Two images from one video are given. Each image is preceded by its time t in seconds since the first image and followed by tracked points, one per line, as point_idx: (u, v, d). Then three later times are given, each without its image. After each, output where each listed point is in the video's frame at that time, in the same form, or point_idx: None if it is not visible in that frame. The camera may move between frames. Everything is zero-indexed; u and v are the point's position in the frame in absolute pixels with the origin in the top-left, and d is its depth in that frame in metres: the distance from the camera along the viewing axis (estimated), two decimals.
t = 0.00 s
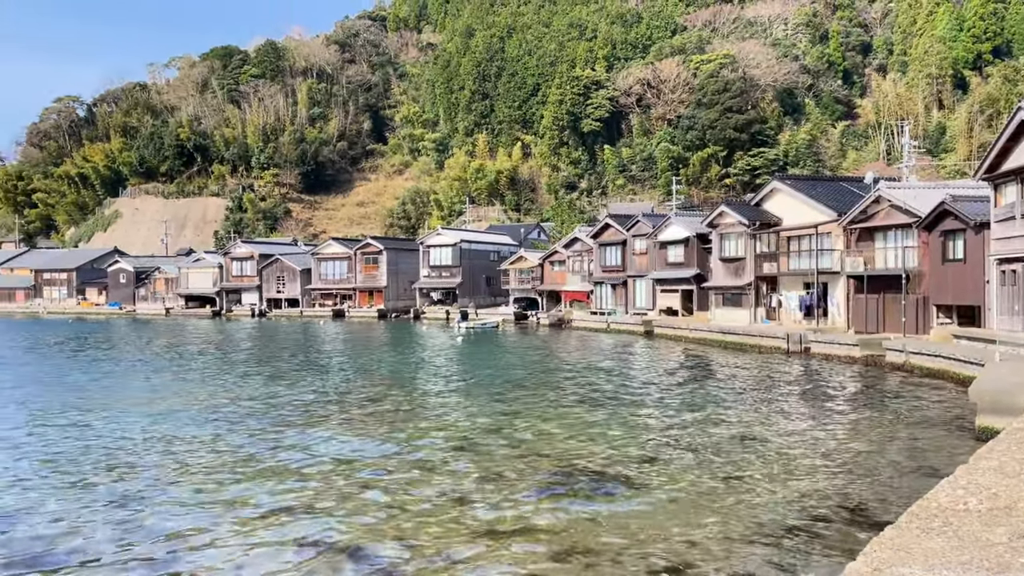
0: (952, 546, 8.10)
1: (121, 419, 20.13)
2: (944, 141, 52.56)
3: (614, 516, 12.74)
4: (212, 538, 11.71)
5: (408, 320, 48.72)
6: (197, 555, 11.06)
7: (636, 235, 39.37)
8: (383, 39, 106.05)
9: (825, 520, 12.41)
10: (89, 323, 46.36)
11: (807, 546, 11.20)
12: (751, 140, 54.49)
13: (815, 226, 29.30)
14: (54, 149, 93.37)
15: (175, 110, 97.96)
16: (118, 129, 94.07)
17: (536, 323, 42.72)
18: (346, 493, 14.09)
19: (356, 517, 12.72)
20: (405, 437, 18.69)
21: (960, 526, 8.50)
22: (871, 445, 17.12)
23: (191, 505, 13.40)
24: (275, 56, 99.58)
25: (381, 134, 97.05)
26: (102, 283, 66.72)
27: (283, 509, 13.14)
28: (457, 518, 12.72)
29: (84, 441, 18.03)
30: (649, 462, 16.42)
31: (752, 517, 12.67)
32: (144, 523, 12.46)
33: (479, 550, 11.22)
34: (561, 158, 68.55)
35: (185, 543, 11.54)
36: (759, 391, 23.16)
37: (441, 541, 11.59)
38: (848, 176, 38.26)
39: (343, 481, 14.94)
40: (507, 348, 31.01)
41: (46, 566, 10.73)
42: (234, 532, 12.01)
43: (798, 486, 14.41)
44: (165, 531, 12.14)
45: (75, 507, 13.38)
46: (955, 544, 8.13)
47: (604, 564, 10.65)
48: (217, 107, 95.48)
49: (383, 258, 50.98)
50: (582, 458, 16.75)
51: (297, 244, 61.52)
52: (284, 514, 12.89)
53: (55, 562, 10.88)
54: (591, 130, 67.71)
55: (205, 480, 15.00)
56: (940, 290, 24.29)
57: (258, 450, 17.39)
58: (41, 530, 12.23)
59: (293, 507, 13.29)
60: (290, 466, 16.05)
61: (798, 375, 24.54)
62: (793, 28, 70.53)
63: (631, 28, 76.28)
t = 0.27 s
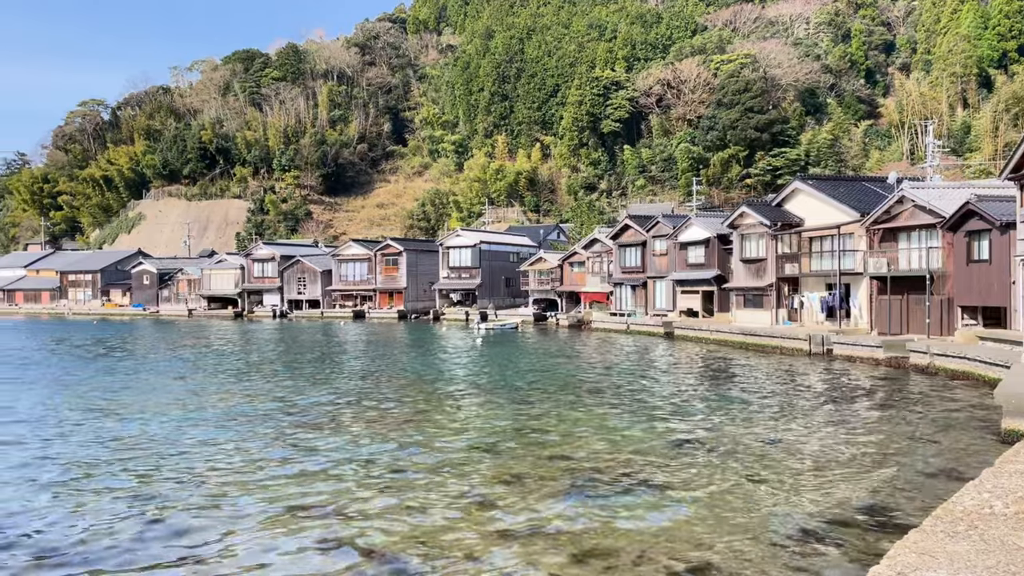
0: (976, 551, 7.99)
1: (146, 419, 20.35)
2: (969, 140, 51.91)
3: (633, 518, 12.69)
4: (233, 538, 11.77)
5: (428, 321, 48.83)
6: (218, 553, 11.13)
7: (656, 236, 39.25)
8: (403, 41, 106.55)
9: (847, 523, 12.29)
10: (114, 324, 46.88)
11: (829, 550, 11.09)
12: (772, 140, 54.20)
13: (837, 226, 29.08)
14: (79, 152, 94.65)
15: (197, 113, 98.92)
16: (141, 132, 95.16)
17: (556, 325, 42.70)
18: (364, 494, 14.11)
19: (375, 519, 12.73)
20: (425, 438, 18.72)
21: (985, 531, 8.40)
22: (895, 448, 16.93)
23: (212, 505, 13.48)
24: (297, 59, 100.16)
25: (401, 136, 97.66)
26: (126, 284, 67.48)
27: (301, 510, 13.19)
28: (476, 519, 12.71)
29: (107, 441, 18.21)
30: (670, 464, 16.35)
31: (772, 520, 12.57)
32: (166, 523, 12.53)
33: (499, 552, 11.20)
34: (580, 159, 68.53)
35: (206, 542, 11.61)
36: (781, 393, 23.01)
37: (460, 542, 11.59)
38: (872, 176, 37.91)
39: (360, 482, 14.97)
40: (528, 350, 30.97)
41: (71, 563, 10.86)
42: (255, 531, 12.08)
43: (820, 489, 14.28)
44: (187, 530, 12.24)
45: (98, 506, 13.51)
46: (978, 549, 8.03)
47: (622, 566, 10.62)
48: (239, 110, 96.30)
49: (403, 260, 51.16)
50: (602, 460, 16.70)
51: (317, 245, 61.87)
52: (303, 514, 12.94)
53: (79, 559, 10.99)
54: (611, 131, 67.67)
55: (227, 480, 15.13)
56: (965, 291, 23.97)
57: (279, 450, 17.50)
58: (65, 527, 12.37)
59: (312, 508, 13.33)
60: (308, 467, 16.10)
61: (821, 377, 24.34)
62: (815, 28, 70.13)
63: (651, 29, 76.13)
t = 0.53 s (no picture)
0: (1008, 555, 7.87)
1: (175, 418, 20.60)
2: (1001, 138, 51.07)
3: (657, 520, 12.63)
4: (260, 535, 11.87)
5: (452, 321, 48.95)
6: (243, 549, 11.23)
7: (680, 237, 39.08)
8: (427, 43, 107.04)
9: (875, 526, 12.15)
10: (143, 325, 47.50)
11: (857, 553, 10.97)
12: (798, 139, 53.79)
13: (865, 227, 28.76)
14: (109, 155, 96.14)
15: (224, 115, 99.99)
16: (169, 135, 96.41)
17: (580, 325, 42.64)
18: (386, 494, 14.19)
19: (398, 518, 12.78)
20: (451, 438, 18.77)
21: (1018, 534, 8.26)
22: (925, 451, 16.70)
23: (236, 503, 13.60)
24: (322, 61, 100.86)
25: (425, 138, 98.15)
26: (155, 285, 68.36)
27: (326, 509, 13.27)
28: (498, 519, 12.72)
29: (135, 440, 18.46)
30: (696, 466, 16.26)
31: (799, 523, 12.45)
32: (193, 519, 12.67)
33: (521, 552, 11.20)
34: (604, 159, 68.42)
35: (231, 538, 11.73)
36: (809, 394, 22.80)
37: (483, 542, 11.61)
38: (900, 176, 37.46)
39: (384, 481, 15.05)
40: (552, 350, 30.96)
41: (99, 557, 11.01)
42: (280, 529, 12.17)
43: (848, 492, 14.12)
44: (212, 526, 12.37)
45: (126, 501, 13.71)
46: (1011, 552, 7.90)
47: (647, 567, 10.57)
48: (265, 112, 97.21)
49: (427, 261, 51.34)
50: (628, 461, 16.63)
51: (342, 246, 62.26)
52: (328, 512, 13.02)
53: (107, 554, 11.14)
54: (635, 131, 67.48)
55: (254, 478, 15.26)
56: (995, 291, 23.46)
57: (305, 449, 17.62)
58: (93, 522, 12.56)
59: (337, 507, 13.41)
60: (332, 466, 16.20)
61: (849, 379, 24.08)
62: (842, 26, 69.52)
63: (675, 28, 75.88)
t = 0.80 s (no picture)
0: None
1: (207, 418, 20.83)
2: None
3: (687, 522, 12.52)
4: (289, 533, 11.97)
5: (480, 322, 49.04)
6: (274, 549, 11.30)
7: (710, 237, 38.81)
8: (456, 45, 107.42)
9: (910, 531, 11.91)
10: (176, 325, 48.19)
11: (892, 559, 10.77)
12: (830, 138, 52.98)
13: (899, 226, 28.34)
14: (143, 158, 97.74)
15: (255, 118, 101.15)
16: (202, 137, 97.84)
17: (608, 326, 42.50)
18: (416, 494, 14.19)
19: (425, 518, 12.78)
20: (479, 439, 18.75)
21: None
22: (962, 455, 16.35)
23: (267, 503, 13.71)
24: (352, 64, 101.54)
25: (453, 139, 98.45)
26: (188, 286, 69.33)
27: (354, 508, 13.33)
28: (528, 521, 12.66)
29: (168, 438, 18.70)
30: (726, 468, 16.11)
31: (831, 527, 12.27)
32: (224, 519, 12.77)
33: (549, 553, 11.14)
34: (632, 159, 68.26)
35: (261, 537, 11.83)
36: (842, 396, 22.49)
37: (512, 543, 11.56)
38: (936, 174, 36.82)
39: (413, 482, 15.06)
40: (581, 351, 30.90)
41: (132, 555, 11.14)
42: (310, 528, 12.25)
43: (882, 496, 13.87)
44: (243, 526, 12.45)
45: (160, 500, 13.86)
46: None
47: (677, 570, 10.47)
48: (296, 115, 98.15)
49: (455, 262, 51.48)
50: (658, 463, 16.52)
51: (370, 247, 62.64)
52: (356, 513, 13.06)
53: (141, 552, 11.26)
54: (664, 130, 67.17)
55: (284, 477, 15.35)
56: None
57: (334, 449, 17.69)
58: (127, 520, 12.71)
59: (364, 506, 13.47)
60: (361, 466, 16.25)
61: (883, 381, 23.73)
62: (874, 23, 68.69)
63: (704, 27, 75.35)
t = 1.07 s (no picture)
0: None
1: (244, 416, 21.12)
2: None
3: (722, 524, 12.41)
4: (325, 527, 12.10)
5: (511, 323, 49.09)
6: (310, 544, 11.32)
7: (744, 237, 38.46)
8: (487, 45, 107.73)
9: (951, 537, 11.69)
10: (213, 325, 48.90)
11: (934, 564, 10.57)
12: (866, 136, 52.48)
13: (938, 225, 27.83)
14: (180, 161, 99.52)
15: (290, 120, 102.38)
16: (237, 140, 99.26)
17: (640, 327, 42.31)
18: (449, 492, 14.16)
19: (459, 515, 12.84)
20: (513, 439, 18.77)
21: None
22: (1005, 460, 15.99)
23: (303, 497, 13.87)
24: (384, 66, 102.22)
25: (484, 139, 98.60)
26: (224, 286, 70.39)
27: (388, 504, 13.43)
28: (562, 521, 12.56)
29: (207, 436, 18.98)
30: (762, 471, 15.93)
31: (870, 531, 12.08)
32: (260, 515, 12.83)
33: (584, 555, 11.04)
34: (665, 158, 67.96)
35: (297, 531, 11.98)
36: (881, 399, 22.12)
37: (547, 544, 11.46)
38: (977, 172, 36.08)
39: (446, 480, 15.04)
40: (614, 352, 30.81)
41: (170, 550, 11.22)
42: (345, 522, 12.37)
43: (922, 500, 13.63)
44: (279, 519, 12.62)
45: (197, 497, 13.99)
46: None
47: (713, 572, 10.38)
48: (329, 117, 99.10)
49: (487, 262, 51.63)
50: (692, 464, 16.40)
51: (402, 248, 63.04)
52: (391, 508, 13.15)
53: (180, 546, 11.39)
54: (697, 129, 66.73)
55: (319, 474, 15.51)
56: None
57: (368, 448, 17.83)
58: (167, 513, 12.94)
59: (398, 503, 13.56)
60: (395, 463, 16.37)
61: (923, 383, 23.30)
62: (913, 19, 67.54)
63: (738, 25, 74.59)
